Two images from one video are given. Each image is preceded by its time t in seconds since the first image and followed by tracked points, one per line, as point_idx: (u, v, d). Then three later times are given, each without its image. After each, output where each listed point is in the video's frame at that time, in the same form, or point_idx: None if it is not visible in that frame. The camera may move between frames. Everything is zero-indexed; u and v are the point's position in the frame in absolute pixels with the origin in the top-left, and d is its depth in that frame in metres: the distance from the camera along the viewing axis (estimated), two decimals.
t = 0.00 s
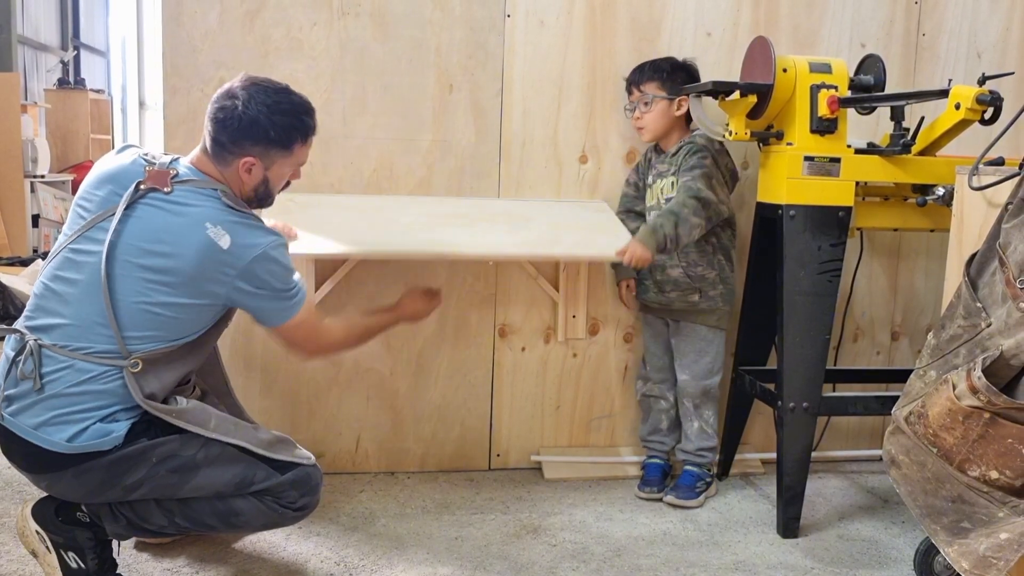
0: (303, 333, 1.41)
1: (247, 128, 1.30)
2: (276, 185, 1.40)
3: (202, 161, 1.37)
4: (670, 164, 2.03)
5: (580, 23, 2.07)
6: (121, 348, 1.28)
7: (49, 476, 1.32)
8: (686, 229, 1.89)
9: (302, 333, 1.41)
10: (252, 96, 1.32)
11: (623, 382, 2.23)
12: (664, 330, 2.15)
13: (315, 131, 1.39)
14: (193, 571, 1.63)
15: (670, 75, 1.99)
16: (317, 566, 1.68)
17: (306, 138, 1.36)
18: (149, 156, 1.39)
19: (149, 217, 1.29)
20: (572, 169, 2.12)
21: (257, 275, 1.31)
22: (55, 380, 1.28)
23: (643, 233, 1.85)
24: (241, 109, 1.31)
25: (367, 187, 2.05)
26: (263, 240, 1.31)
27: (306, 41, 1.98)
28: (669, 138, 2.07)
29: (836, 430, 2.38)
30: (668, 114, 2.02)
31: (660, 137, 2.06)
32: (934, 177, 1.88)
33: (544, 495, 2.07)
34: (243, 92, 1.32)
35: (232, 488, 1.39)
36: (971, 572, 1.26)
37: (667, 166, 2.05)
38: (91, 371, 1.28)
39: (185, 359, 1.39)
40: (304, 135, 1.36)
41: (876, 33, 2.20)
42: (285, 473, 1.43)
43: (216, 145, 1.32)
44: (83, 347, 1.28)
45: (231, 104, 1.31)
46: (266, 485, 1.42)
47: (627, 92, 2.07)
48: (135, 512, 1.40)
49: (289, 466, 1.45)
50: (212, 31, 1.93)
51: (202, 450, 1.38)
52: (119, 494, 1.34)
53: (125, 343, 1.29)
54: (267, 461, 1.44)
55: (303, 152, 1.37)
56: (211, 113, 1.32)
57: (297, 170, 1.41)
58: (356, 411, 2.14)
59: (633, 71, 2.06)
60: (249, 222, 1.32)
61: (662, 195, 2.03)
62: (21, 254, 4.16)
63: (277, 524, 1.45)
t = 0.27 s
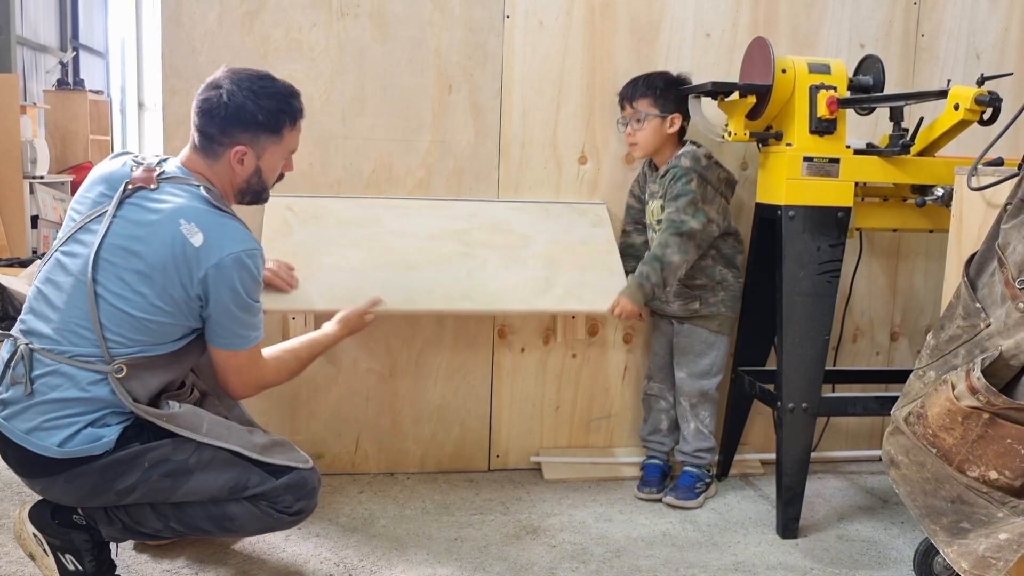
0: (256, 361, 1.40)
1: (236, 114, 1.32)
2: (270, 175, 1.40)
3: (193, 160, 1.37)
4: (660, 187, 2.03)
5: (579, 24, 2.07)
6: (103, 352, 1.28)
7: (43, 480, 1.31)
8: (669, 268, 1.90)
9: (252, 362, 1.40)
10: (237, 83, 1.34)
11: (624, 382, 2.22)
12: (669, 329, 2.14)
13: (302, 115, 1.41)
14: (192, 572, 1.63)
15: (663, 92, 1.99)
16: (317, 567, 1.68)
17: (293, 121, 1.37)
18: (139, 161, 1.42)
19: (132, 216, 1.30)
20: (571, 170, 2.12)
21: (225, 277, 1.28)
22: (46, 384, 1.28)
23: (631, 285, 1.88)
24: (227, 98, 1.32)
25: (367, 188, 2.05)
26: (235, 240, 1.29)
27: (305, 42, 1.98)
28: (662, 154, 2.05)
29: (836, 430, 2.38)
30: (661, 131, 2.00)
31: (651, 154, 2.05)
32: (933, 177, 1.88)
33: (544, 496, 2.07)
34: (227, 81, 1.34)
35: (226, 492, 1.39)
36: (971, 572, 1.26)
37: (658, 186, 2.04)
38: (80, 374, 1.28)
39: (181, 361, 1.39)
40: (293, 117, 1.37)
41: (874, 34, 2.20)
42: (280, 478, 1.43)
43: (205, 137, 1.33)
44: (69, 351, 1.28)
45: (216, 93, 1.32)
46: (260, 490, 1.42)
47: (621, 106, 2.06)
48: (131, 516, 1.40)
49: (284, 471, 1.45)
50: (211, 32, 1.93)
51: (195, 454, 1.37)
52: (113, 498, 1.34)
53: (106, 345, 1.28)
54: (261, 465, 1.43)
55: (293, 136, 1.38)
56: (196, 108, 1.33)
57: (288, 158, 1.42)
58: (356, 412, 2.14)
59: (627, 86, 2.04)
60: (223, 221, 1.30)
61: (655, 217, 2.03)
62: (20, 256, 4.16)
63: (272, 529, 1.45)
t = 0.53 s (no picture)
0: (271, 349, 1.44)
1: (223, 101, 1.34)
2: (259, 164, 1.43)
3: (181, 154, 1.39)
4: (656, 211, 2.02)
5: (578, 24, 2.07)
6: (100, 350, 1.28)
7: (40, 484, 1.31)
8: (658, 304, 1.95)
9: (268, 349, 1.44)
10: (220, 73, 1.37)
11: (625, 382, 2.22)
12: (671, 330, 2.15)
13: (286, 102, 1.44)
14: (191, 573, 1.63)
15: (653, 121, 1.95)
16: (316, 568, 1.68)
17: (278, 105, 1.41)
18: (128, 160, 1.43)
19: (125, 215, 1.30)
20: (571, 170, 2.12)
21: (228, 272, 1.31)
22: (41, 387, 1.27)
23: (616, 320, 1.96)
24: (212, 88, 1.34)
25: (366, 188, 2.05)
26: (235, 235, 1.32)
27: (305, 42, 1.98)
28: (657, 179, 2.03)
29: (836, 431, 2.38)
30: (655, 159, 1.98)
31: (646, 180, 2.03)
32: (933, 177, 1.88)
33: (544, 497, 2.07)
34: (211, 72, 1.37)
35: (224, 496, 1.39)
36: (971, 572, 1.26)
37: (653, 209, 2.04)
38: (76, 377, 1.28)
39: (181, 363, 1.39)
40: (278, 104, 1.41)
41: (874, 34, 2.20)
42: (278, 481, 1.42)
43: (194, 127, 1.36)
44: (66, 352, 1.28)
45: (201, 82, 1.35)
46: (259, 493, 1.41)
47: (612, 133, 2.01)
48: (129, 520, 1.40)
49: (283, 474, 1.44)
50: (211, 32, 1.93)
51: (193, 457, 1.37)
52: (111, 502, 1.34)
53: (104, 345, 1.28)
54: (259, 468, 1.43)
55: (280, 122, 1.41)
56: (182, 100, 1.36)
57: (276, 146, 1.45)
58: (356, 413, 2.13)
59: (617, 115, 1.99)
60: (221, 217, 1.32)
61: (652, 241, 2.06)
62: (19, 256, 4.15)
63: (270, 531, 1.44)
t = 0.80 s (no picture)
0: (285, 343, 1.51)
1: (227, 101, 1.38)
2: (259, 164, 1.46)
3: (183, 155, 1.42)
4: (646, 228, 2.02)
5: (579, 24, 2.07)
6: (113, 350, 1.28)
7: (43, 488, 1.30)
8: (646, 320, 2.01)
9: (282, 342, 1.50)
10: (223, 74, 1.41)
11: (623, 382, 2.22)
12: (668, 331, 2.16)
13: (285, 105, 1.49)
14: (191, 574, 1.63)
15: (642, 144, 1.92)
16: (316, 568, 1.68)
17: (279, 106, 1.45)
18: (130, 160, 1.42)
19: (136, 216, 1.31)
20: (571, 170, 2.12)
21: (246, 271, 1.36)
22: (48, 389, 1.27)
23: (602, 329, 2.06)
24: (216, 88, 1.38)
25: (366, 188, 2.05)
26: (251, 236, 1.37)
27: (305, 42, 1.98)
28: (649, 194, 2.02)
29: (836, 431, 2.38)
30: (645, 179, 1.97)
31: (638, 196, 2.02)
32: (933, 177, 1.88)
33: (544, 497, 2.07)
34: (213, 73, 1.41)
35: (229, 498, 1.39)
36: (971, 572, 1.26)
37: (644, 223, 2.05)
38: (83, 379, 1.28)
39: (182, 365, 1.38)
40: (278, 105, 1.45)
41: (874, 34, 2.20)
42: (282, 483, 1.42)
43: (197, 127, 1.39)
44: (76, 352, 1.28)
45: (204, 83, 1.39)
46: (263, 495, 1.41)
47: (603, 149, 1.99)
48: (131, 522, 1.40)
49: (287, 475, 1.44)
50: (211, 32, 1.93)
51: (198, 460, 1.37)
52: (114, 505, 1.34)
53: (117, 345, 1.28)
54: (264, 469, 1.43)
55: (280, 123, 1.46)
56: (185, 100, 1.39)
57: (275, 147, 1.49)
58: (355, 413, 2.14)
59: (608, 134, 1.96)
60: (236, 219, 1.37)
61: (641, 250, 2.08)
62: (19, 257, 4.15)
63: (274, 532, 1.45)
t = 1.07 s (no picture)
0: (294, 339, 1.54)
1: (230, 102, 1.38)
2: (261, 165, 1.47)
3: (186, 156, 1.42)
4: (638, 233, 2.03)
5: (578, 25, 2.07)
6: (121, 350, 1.28)
7: (46, 488, 1.30)
8: (637, 321, 2.03)
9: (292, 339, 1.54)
10: (226, 76, 1.41)
11: (623, 383, 2.22)
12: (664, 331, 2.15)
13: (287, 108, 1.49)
14: (191, 574, 1.63)
15: (631, 156, 1.91)
16: (316, 568, 1.68)
17: (281, 108, 1.45)
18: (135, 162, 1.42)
19: (144, 217, 1.31)
20: (571, 170, 2.12)
21: (255, 271, 1.37)
22: (54, 388, 1.27)
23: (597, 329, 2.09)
24: (219, 89, 1.39)
25: (366, 188, 2.05)
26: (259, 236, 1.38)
27: (305, 42, 1.98)
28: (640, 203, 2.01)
29: (836, 431, 2.38)
30: (637, 189, 1.96)
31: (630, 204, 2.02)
32: (933, 177, 1.88)
33: (544, 497, 2.07)
34: (216, 75, 1.41)
35: (232, 499, 1.39)
36: (971, 573, 1.26)
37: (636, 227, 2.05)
38: (90, 377, 1.28)
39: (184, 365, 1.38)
40: (280, 107, 1.45)
41: (874, 34, 2.20)
42: (285, 484, 1.42)
43: (200, 128, 1.39)
44: (83, 351, 1.28)
45: (208, 84, 1.39)
46: (265, 496, 1.41)
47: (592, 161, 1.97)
48: (133, 522, 1.41)
49: (289, 476, 1.44)
50: (211, 32, 1.93)
51: (202, 461, 1.37)
52: (117, 506, 1.34)
53: (126, 344, 1.29)
54: (267, 470, 1.43)
55: (283, 125, 1.47)
56: (189, 101, 1.39)
57: (276, 150, 1.49)
58: (356, 413, 2.14)
59: (597, 146, 1.94)
60: (244, 219, 1.37)
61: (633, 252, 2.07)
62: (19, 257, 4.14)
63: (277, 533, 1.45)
